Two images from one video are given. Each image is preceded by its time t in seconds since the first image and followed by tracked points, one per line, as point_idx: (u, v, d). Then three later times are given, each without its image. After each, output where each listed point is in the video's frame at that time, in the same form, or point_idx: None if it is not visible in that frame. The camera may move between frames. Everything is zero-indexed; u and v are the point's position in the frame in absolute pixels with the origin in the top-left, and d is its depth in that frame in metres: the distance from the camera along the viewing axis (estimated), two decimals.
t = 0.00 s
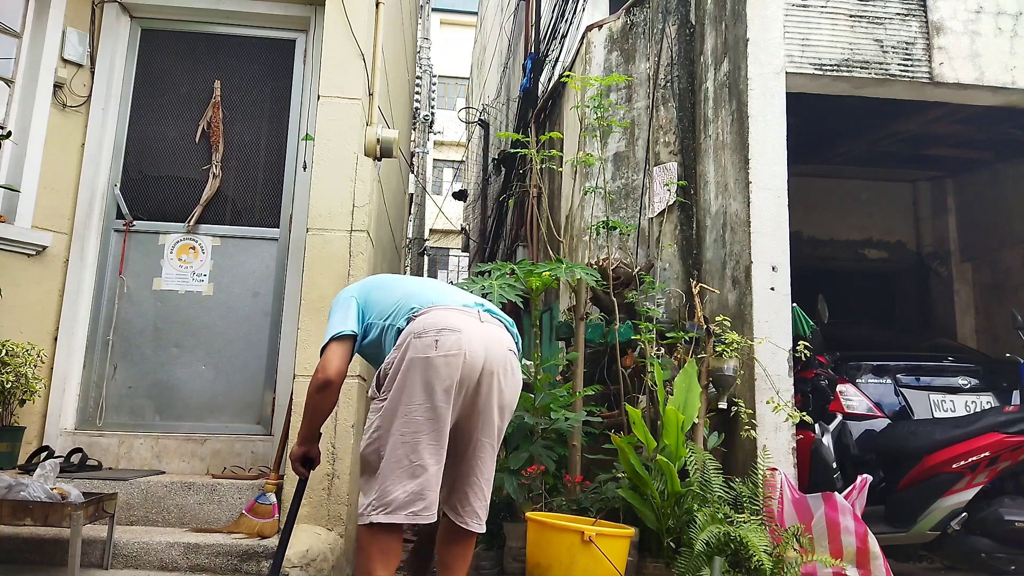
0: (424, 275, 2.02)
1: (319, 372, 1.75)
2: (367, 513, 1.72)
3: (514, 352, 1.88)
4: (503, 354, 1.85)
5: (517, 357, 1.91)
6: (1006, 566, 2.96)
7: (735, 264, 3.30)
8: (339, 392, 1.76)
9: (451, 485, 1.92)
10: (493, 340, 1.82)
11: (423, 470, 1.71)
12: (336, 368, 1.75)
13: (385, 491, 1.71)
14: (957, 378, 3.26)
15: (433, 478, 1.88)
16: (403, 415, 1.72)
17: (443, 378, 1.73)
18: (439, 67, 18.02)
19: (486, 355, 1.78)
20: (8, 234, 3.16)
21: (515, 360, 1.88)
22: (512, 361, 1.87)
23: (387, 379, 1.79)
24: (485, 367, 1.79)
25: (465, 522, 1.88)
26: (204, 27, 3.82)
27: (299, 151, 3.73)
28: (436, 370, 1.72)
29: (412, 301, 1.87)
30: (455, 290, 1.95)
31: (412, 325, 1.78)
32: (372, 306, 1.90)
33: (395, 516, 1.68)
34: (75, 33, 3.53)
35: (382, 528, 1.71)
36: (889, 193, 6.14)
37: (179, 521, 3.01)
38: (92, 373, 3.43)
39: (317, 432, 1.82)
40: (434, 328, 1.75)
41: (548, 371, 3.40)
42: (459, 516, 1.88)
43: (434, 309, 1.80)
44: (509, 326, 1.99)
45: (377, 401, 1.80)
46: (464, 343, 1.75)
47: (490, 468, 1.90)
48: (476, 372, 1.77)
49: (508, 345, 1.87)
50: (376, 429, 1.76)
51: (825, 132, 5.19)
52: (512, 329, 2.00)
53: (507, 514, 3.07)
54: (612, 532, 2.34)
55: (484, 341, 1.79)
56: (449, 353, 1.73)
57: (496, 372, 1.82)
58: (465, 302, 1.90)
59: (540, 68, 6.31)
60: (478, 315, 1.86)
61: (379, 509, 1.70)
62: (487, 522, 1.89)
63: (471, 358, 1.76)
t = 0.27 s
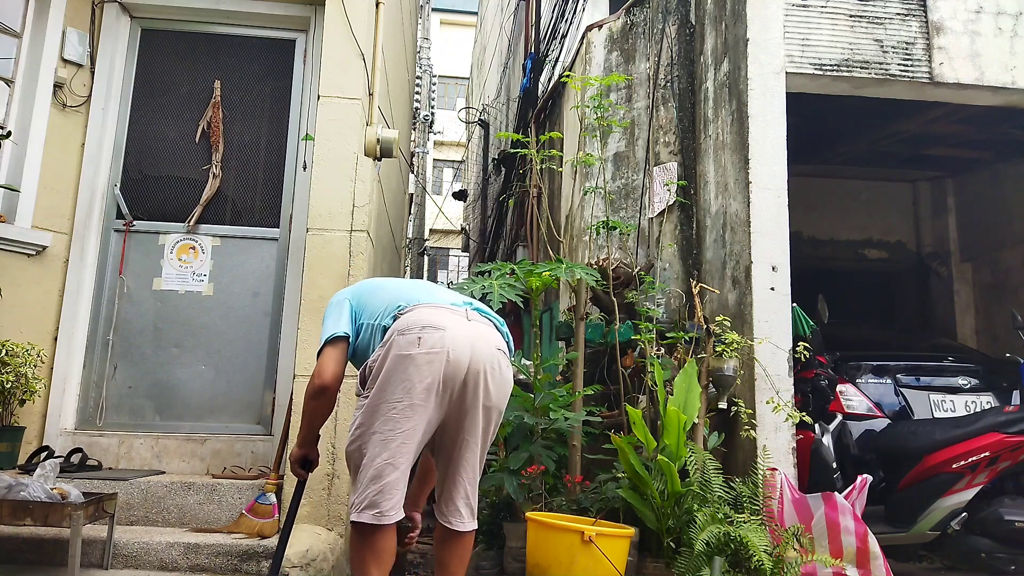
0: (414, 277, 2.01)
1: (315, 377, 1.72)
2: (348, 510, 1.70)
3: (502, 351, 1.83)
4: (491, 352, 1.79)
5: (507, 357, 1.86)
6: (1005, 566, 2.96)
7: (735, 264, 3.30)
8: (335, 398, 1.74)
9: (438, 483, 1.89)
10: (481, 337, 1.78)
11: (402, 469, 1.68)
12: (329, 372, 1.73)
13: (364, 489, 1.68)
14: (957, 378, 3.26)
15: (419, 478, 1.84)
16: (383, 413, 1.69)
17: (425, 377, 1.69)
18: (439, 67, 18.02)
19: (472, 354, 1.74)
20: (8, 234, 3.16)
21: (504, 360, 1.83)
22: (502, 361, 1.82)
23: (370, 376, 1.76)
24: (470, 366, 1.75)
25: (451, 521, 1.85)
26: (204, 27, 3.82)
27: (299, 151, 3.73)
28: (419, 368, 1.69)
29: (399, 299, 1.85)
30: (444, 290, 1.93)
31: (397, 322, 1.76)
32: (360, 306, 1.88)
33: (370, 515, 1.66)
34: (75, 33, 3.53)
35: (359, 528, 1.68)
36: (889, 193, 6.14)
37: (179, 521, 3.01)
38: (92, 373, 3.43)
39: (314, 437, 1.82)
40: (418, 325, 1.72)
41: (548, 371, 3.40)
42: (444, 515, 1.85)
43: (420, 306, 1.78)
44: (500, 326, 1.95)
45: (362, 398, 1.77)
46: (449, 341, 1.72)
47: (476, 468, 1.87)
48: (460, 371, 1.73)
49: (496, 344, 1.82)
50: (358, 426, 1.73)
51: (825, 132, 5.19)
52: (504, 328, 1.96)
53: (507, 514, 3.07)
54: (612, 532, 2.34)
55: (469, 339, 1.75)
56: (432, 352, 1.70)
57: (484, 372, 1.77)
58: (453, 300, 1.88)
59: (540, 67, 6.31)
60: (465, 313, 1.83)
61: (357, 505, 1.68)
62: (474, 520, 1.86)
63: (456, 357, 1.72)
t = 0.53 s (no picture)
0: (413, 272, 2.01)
1: (309, 375, 1.74)
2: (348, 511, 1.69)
3: (498, 349, 1.83)
4: (488, 351, 1.79)
5: (502, 355, 1.86)
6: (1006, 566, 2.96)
7: (735, 264, 3.30)
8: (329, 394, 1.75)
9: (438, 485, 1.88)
10: (477, 335, 1.78)
11: (401, 469, 1.68)
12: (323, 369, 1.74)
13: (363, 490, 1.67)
14: (957, 378, 3.26)
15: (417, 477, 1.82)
16: (380, 413, 1.69)
17: (422, 375, 1.69)
18: (439, 67, 18.02)
19: (469, 352, 1.73)
20: (8, 234, 3.16)
21: (500, 358, 1.83)
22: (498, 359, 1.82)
23: (368, 375, 1.76)
24: (468, 366, 1.75)
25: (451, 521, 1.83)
26: (203, 27, 3.82)
27: (299, 151, 3.73)
28: (415, 366, 1.69)
29: (396, 297, 1.85)
30: (441, 288, 1.93)
31: (394, 320, 1.76)
32: (356, 300, 1.89)
33: (371, 516, 1.65)
34: (75, 33, 3.53)
35: (358, 529, 1.67)
36: (889, 193, 6.14)
37: (179, 522, 3.01)
38: (92, 373, 3.43)
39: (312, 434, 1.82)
40: (413, 324, 1.72)
41: (548, 371, 3.40)
42: (443, 516, 1.84)
43: (417, 305, 1.78)
44: (496, 325, 1.96)
45: (359, 398, 1.77)
46: (444, 339, 1.71)
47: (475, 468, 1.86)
48: (458, 370, 1.73)
49: (492, 342, 1.82)
50: (357, 426, 1.73)
51: (825, 132, 5.19)
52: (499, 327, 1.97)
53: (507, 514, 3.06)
54: (612, 532, 2.34)
55: (466, 337, 1.75)
56: (428, 351, 1.70)
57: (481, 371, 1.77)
58: (449, 299, 1.88)
59: (541, 67, 6.31)
60: (461, 311, 1.83)
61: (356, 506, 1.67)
62: (475, 521, 1.85)
63: (453, 356, 1.72)
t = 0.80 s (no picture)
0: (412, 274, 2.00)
1: (305, 379, 1.72)
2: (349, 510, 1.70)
3: (499, 349, 1.82)
4: (488, 351, 1.78)
5: (503, 355, 1.86)
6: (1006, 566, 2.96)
7: (735, 264, 3.30)
8: (326, 397, 1.74)
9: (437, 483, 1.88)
10: (477, 336, 1.77)
11: (402, 470, 1.68)
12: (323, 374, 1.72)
13: (364, 491, 1.68)
14: (957, 378, 3.26)
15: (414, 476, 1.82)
16: (381, 414, 1.68)
17: (423, 376, 1.68)
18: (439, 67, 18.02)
19: (469, 353, 1.73)
20: (8, 234, 3.16)
21: (501, 358, 1.82)
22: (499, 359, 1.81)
23: (367, 375, 1.75)
24: (469, 366, 1.74)
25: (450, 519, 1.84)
26: (203, 27, 3.82)
27: (299, 151, 3.73)
28: (417, 367, 1.68)
29: (395, 297, 1.85)
30: (439, 289, 1.93)
31: (394, 321, 1.75)
32: (356, 302, 1.89)
33: (372, 517, 1.65)
34: (75, 33, 3.53)
35: (359, 529, 1.67)
36: (889, 193, 6.14)
37: (179, 522, 3.01)
38: (92, 373, 3.43)
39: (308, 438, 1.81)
40: (414, 324, 1.70)
41: (548, 371, 3.40)
42: (444, 515, 1.85)
43: (417, 305, 1.78)
44: (496, 325, 1.96)
45: (359, 397, 1.76)
46: (444, 339, 1.70)
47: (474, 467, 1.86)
48: (459, 371, 1.72)
49: (492, 342, 1.81)
50: (357, 426, 1.73)
51: (825, 132, 5.19)
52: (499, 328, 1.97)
53: (507, 514, 3.06)
54: (612, 532, 2.34)
55: (466, 337, 1.74)
56: (430, 352, 1.69)
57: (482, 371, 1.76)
58: (449, 300, 1.88)
59: (540, 67, 6.31)
60: (461, 312, 1.83)
61: (358, 506, 1.68)
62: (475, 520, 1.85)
63: (454, 357, 1.71)
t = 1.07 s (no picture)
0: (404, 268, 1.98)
1: (300, 374, 1.74)
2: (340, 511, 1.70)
3: (488, 348, 1.82)
4: (477, 351, 1.78)
5: (493, 354, 1.86)
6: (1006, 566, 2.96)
7: (735, 264, 3.30)
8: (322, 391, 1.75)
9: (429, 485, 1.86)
10: (465, 335, 1.77)
11: (391, 471, 1.68)
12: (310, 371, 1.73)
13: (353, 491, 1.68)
14: (957, 378, 3.26)
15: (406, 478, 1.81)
16: (368, 415, 1.68)
17: (409, 376, 1.68)
18: (439, 67, 18.03)
19: (457, 353, 1.73)
20: (8, 234, 3.16)
21: (490, 357, 1.82)
22: (487, 358, 1.81)
23: (354, 375, 1.75)
24: (456, 366, 1.74)
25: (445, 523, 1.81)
26: (203, 27, 3.82)
27: (299, 151, 3.73)
28: (402, 367, 1.68)
29: (382, 295, 1.82)
30: (429, 285, 1.91)
31: (380, 319, 1.75)
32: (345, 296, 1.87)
33: (361, 517, 1.65)
34: (75, 33, 3.53)
35: (349, 530, 1.67)
36: (889, 193, 6.14)
37: (180, 522, 3.01)
38: (92, 373, 3.43)
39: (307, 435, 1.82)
40: (399, 324, 1.70)
41: (548, 371, 3.40)
42: (436, 519, 1.81)
43: (403, 304, 1.76)
44: (486, 323, 1.93)
45: (347, 396, 1.76)
46: (429, 340, 1.70)
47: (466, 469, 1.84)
48: (445, 371, 1.72)
49: (482, 340, 1.81)
50: (345, 427, 1.72)
51: (825, 131, 5.19)
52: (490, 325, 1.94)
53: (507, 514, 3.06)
54: (612, 532, 2.34)
55: (454, 339, 1.74)
56: (415, 352, 1.69)
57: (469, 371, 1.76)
58: (438, 298, 1.85)
59: (540, 67, 6.31)
60: (449, 311, 1.80)
61: (346, 508, 1.67)
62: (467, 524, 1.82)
63: (440, 356, 1.71)
